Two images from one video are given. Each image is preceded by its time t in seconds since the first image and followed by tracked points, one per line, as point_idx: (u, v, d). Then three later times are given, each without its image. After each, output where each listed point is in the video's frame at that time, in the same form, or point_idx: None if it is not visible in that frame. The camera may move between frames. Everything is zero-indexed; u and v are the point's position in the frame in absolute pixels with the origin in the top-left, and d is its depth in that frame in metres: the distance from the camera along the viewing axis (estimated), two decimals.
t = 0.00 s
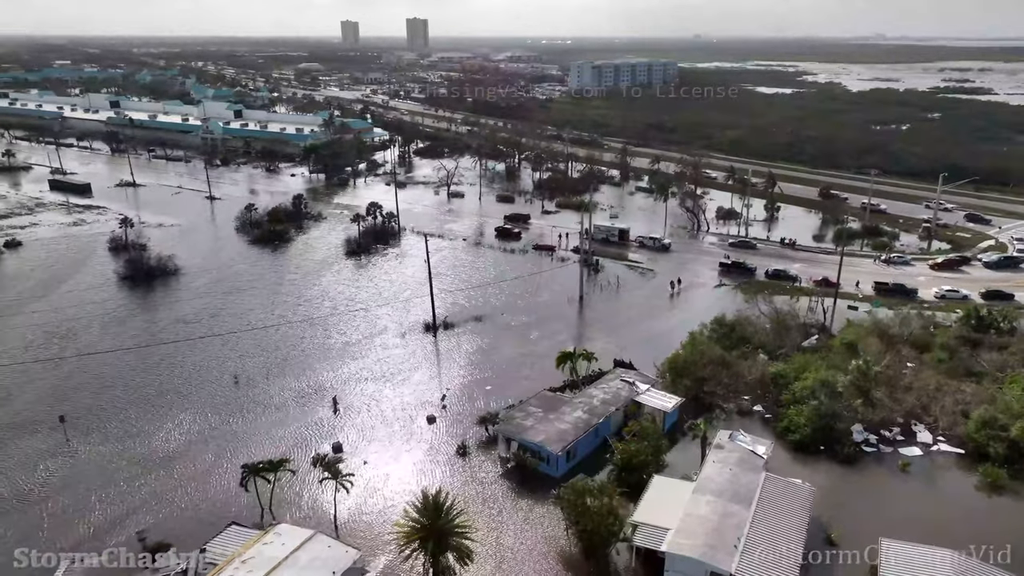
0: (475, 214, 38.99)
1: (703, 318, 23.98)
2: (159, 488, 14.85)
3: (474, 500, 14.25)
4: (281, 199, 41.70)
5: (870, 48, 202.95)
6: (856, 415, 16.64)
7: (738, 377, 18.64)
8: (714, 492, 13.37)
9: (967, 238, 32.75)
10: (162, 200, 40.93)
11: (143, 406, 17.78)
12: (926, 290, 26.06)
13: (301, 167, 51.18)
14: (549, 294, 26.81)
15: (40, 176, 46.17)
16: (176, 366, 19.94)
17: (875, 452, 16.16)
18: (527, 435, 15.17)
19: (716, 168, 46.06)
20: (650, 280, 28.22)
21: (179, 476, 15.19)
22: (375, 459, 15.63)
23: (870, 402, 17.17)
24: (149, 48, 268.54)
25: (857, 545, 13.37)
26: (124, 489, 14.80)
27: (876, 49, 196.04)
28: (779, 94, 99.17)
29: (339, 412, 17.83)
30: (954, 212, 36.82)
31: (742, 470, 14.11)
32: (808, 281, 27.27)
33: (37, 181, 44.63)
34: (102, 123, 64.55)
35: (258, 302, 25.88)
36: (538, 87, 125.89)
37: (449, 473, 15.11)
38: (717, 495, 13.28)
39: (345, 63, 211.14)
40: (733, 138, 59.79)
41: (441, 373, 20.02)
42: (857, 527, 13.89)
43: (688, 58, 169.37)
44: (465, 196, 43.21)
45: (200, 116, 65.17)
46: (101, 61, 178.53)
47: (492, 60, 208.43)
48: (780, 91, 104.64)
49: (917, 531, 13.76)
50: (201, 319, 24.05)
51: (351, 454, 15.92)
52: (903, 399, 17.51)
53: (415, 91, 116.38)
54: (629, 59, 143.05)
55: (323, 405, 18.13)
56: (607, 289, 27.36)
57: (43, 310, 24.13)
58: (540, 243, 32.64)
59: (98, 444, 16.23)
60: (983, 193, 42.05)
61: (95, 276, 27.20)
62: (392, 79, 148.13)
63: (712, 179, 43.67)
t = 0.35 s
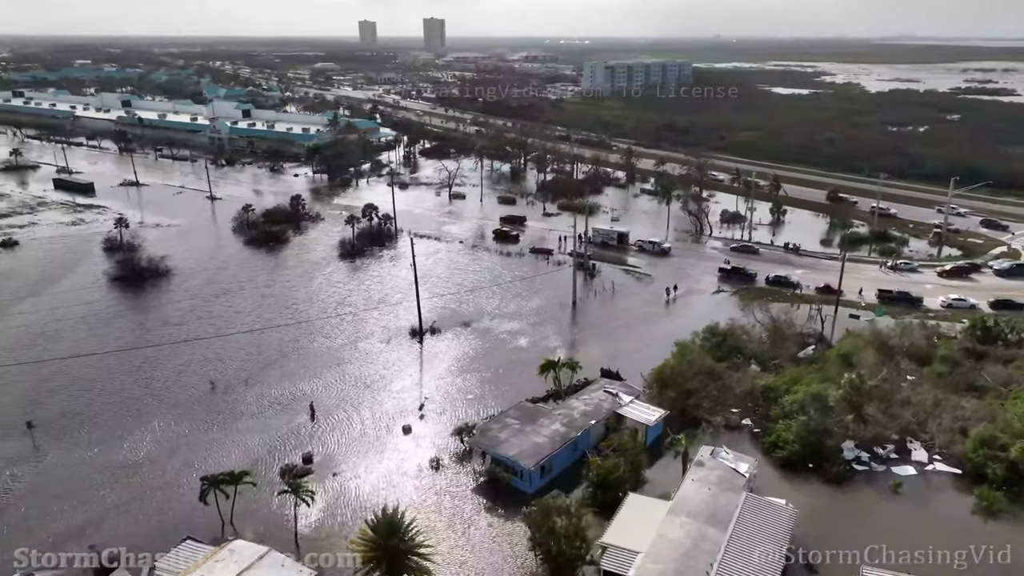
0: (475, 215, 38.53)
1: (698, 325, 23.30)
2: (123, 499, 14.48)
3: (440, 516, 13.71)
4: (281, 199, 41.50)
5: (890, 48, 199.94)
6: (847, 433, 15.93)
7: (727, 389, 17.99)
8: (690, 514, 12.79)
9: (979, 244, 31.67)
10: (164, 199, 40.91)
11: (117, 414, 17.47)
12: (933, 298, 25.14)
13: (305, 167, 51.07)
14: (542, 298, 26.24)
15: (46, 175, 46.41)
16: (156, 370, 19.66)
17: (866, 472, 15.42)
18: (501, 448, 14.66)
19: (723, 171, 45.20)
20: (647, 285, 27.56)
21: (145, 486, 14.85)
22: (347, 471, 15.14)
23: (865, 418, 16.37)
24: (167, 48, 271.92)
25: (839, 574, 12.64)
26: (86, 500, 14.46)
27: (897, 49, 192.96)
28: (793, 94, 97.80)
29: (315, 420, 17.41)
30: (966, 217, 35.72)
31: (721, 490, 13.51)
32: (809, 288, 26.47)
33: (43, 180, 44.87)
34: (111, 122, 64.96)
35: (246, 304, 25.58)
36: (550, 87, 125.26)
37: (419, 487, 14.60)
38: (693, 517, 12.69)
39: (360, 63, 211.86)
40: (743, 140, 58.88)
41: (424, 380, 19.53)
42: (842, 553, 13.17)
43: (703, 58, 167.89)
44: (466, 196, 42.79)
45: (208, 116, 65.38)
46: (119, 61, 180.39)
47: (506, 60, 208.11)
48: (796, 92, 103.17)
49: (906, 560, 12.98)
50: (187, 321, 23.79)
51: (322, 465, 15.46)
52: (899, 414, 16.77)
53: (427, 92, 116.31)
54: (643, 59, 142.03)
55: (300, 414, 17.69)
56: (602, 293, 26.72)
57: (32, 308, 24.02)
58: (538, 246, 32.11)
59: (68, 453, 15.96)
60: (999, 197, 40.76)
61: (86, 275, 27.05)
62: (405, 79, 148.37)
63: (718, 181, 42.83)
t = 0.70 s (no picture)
0: (473, 216, 38.16)
1: (689, 331, 22.68)
2: (84, 505, 14.26)
3: (398, 533, 13.32)
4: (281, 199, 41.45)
5: (912, 48, 196.58)
6: (832, 449, 15.29)
7: (711, 401, 17.41)
8: (658, 533, 12.29)
9: (990, 250, 30.67)
10: (165, 198, 41.04)
11: (89, 418, 17.25)
12: (936, 306, 24.32)
13: (309, 167, 51.07)
14: (532, 303, 25.78)
15: (53, 174, 46.83)
16: (134, 372, 19.48)
17: (850, 489, 14.80)
18: (469, 460, 14.24)
19: (729, 173, 44.40)
20: (641, 289, 27.02)
21: (108, 493, 14.61)
22: (312, 482, 14.79)
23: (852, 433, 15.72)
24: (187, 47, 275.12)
25: None
26: (47, 508, 14.21)
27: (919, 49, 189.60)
28: (809, 95, 96.20)
29: (287, 427, 17.08)
30: (977, 222, 34.64)
31: (693, 508, 12.99)
32: (808, 295, 25.75)
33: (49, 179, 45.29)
34: (122, 121, 65.55)
35: (234, 305, 25.40)
36: (563, 87, 124.60)
37: (384, 500, 14.24)
38: (660, 537, 12.20)
39: (375, 62, 212.54)
40: (753, 142, 57.95)
41: (403, 387, 19.12)
42: (837, 556, 13.00)
43: (720, 58, 166.26)
44: (467, 197, 42.47)
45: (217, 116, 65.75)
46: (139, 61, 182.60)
47: (521, 59, 207.63)
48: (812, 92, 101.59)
49: (903, 563, 12.79)
50: (173, 321, 23.64)
51: (288, 474, 15.12)
52: (888, 430, 16.10)
53: (439, 91, 116.28)
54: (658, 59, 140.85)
55: (272, 420, 17.39)
56: (594, 297, 26.22)
57: (20, 307, 23.98)
58: (534, 249, 31.68)
59: (35, 457, 15.79)
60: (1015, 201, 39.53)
61: (78, 273, 27.07)
62: (419, 78, 148.45)
63: (723, 184, 42.07)
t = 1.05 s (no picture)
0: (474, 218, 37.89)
1: (680, 338, 22.15)
2: (47, 509, 14.04)
3: (354, 550, 12.90)
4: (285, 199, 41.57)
5: (938, 48, 192.91)
6: (812, 465, 14.69)
7: (693, 412, 16.91)
8: (620, 551, 11.83)
9: (1002, 256, 29.63)
10: (170, 197, 41.32)
11: (65, 421, 17.04)
12: (939, 315, 23.49)
13: (315, 167, 51.20)
14: (524, 307, 25.39)
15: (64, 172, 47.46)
16: (115, 374, 19.30)
17: (830, 508, 14.23)
18: (434, 471, 13.90)
19: (737, 175, 43.60)
20: (635, 294, 26.52)
21: (72, 497, 14.37)
22: (278, 491, 14.49)
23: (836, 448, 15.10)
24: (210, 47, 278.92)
25: None
26: (9, 510, 14.03)
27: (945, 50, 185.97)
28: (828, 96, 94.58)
29: (261, 433, 16.77)
30: (991, 227, 33.55)
31: (660, 526, 12.53)
32: (807, 302, 25.06)
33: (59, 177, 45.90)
34: (136, 121, 66.36)
35: (224, 304, 25.26)
36: (579, 87, 124.06)
37: (349, 514, 13.88)
38: (622, 555, 11.74)
39: (394, 62, 213.56)
40: (765, 144, 57.04)
41: (382, 395, 18.78)
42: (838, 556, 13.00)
43: (739, 59, 164.59)
44: (470, 199, 42.23)
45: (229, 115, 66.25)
46: (163, 60, 185.11)
47: (539, 60, 207.37)
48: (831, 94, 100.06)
49: (903, 562, 12.74)
50: (161, 320, 23.53)
51: (255, 482, 14.80)
52: (874, 446, 15.51)
53: (454, 92, 116.41)
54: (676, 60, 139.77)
55: (246, 425, 17.08)
56: (586, 302, 25.77)
57: (11, 305, 24.06)
58: (530, 252, 31.31)
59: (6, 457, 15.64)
60: None
61: (73, 271, 27.24)
62: (436, 79, 149.00)
63: (730, 186, 41.31)
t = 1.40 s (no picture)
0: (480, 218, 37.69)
1: (674, 344, 21.63)
2: (17, 508, 14.02)
3: (312, 556, 12.70)
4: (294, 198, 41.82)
5: (975, 48, 187.79)
6: (794, 481, 14.08)
7: (677, 422, 16.45)
8: (581, 567, 11.43)
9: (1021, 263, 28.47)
10: (182, 194, 41.83)
11: (48, 418, 17.13)
12: (948, 324, 22.60)
13: (328, 166, 51.47)
14: (519, 309, 25.07)
15: (83, 169, 48.39)
16: (102, 372, 19.39)
17: (811, 525, 13.65)
18: (401, 478, 13.64)
19: (751, 177, 42.71)
20: (634, 298, 26.02)
21: (43, 497, 14.34)
22: (247, 495, 14.35)
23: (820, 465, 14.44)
24: (241, 46, 284.00)
25: None
26: None
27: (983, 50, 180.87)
28: (855, 97, 92.55)
29: (238, 434, 16.71)
30: (1013, 233, 32.30)
31: (624, 540, 12.11)
32: (810, 309, 24.31)
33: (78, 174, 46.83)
34: (158, 118, 67.50)
35: (220, 302, 25.33)
36: (601, 87, 123.29)
37: (315, 519, 13.68)
38: (582, 571, 11.33)
39: (419, 62, 214.86)
40: (785, 146, 55.91)
41: (364, 397, 18.65)
42: (837, 555, 12.85)
43: (766, 58, 162.38)
44: (479, 198, 42.06)
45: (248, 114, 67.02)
46: (193, 59, 188.03)
47: (564, 59, 206.85)
48: (859, 94, 97.84)
49: (906, 560, 12.68)
50: (157, 317, 23.66)
51: (225, 485, 14.68)
52: (861, 462, 14.89)
53: (476, 91, 116.52)
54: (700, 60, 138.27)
55: (226, 425, 17.06)
56: (583, 305, 25.35)
57: (13, 300, 24.41)
58: (532, 254, 31.00)
59: None
60: None
61: (78, 268, 27.62)
62: (459, 77, 149.57)
63: (743, 188, 40.48)
